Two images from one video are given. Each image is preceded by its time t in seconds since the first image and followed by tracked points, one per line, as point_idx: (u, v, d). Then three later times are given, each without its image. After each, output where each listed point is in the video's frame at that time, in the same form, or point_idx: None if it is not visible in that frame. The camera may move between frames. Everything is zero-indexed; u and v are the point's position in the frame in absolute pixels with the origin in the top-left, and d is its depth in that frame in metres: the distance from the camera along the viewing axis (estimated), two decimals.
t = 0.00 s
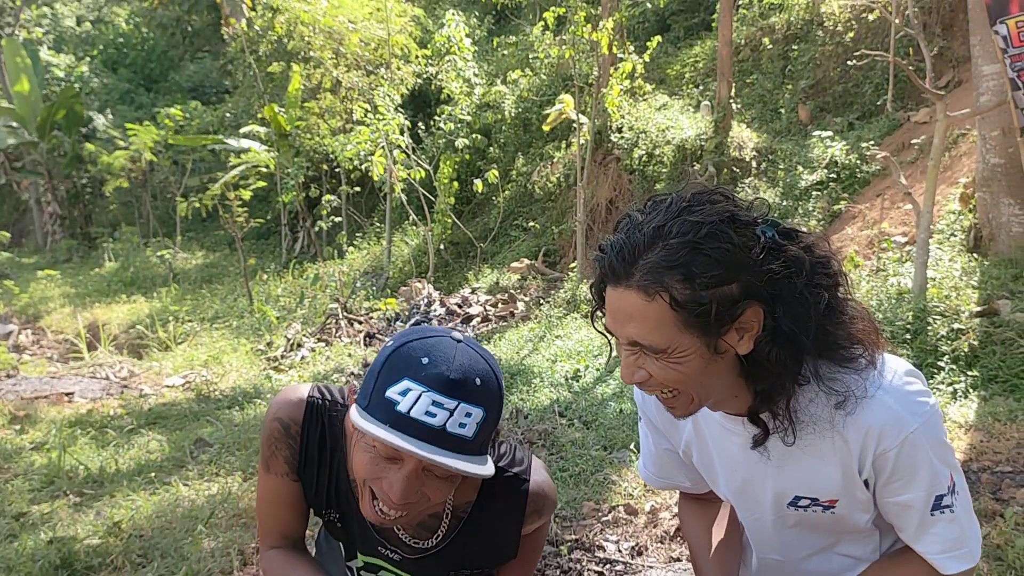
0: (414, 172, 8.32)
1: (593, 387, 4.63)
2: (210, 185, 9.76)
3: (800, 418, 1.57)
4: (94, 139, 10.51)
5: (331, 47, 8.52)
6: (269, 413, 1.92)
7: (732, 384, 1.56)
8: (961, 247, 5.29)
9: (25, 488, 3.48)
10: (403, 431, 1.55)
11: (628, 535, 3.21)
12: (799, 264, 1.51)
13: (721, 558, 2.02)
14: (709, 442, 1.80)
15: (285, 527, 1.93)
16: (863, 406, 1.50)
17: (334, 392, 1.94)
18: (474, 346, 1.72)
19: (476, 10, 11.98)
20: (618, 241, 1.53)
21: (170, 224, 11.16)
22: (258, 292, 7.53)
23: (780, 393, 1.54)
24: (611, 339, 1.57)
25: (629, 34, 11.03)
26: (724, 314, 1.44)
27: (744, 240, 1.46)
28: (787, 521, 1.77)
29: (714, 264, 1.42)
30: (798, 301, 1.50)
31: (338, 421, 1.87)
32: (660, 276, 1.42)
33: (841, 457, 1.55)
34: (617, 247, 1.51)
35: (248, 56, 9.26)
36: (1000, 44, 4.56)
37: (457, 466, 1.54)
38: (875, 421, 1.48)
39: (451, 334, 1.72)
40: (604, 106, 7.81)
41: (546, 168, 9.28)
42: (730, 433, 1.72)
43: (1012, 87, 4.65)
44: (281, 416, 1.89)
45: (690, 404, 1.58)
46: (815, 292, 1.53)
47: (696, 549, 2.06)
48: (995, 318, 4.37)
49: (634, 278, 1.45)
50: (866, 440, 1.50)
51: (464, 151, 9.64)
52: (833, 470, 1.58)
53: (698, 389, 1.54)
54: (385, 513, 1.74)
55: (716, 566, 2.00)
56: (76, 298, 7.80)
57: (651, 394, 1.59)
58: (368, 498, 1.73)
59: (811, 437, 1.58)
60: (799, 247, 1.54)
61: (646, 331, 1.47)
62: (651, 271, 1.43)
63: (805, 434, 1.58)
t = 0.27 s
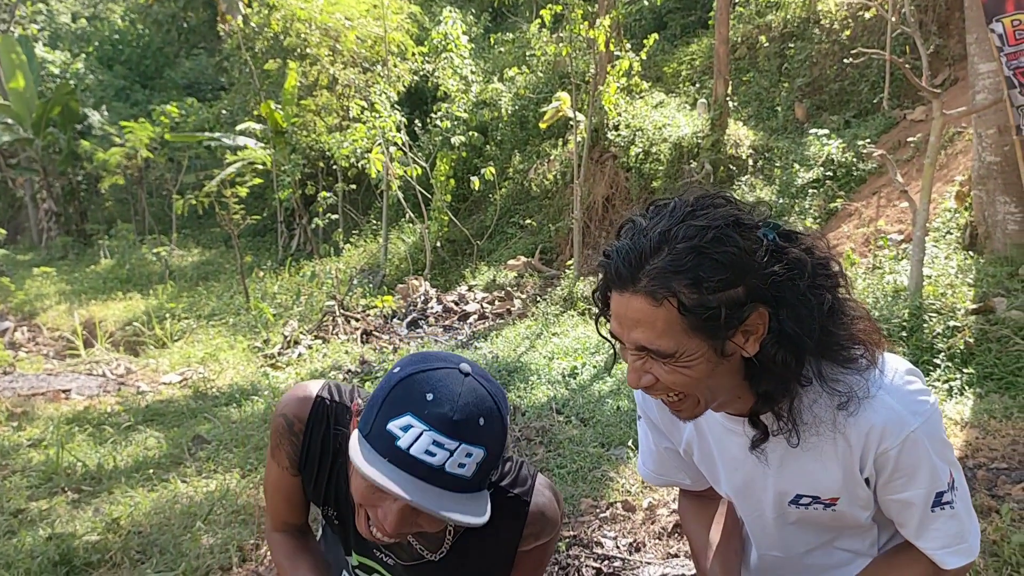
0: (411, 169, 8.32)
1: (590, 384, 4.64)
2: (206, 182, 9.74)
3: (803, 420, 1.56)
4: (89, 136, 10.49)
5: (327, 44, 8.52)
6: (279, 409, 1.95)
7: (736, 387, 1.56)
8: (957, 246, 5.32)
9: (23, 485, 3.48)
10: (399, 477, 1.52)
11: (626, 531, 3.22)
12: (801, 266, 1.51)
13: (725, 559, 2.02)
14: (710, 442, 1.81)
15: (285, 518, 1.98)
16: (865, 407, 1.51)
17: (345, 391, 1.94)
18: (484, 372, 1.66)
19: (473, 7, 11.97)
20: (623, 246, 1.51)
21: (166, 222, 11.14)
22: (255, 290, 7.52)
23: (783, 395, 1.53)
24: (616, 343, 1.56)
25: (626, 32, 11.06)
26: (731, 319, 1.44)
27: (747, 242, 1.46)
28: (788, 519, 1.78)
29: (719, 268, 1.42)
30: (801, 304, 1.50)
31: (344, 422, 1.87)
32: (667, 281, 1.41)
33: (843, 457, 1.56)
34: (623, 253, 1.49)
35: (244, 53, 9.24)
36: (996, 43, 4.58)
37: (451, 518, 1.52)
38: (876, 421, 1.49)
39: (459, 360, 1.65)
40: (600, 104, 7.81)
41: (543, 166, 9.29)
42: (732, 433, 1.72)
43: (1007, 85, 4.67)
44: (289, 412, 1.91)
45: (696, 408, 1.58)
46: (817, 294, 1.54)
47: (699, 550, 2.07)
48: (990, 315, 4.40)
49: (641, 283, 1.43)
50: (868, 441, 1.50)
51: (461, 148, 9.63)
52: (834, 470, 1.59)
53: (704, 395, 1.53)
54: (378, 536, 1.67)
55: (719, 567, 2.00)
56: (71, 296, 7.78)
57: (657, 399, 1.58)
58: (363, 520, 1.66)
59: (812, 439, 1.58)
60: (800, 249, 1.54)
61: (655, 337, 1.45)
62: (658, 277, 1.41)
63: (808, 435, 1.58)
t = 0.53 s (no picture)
0: (407, 166, 8.30)
1: (587, 380, 4.65)
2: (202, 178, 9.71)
3: (809, 416, 1.57)
4: (84, 132, 10.44)
5: (323, 40, 8.48)
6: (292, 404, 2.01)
7: (742, 386, 1.58)
8: (952, 242, 5.35)
9: (21, 481, 3.48)
10: (386, 526, 1.58)
11: (624, 526, 3.23)
12: (806, 264, 1.51)
13: (725, 556, 2.02)
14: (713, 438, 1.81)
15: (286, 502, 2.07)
16: (870, 402, 1.52)
17: (360, 392, 1.99)
18: (484, 410, 1.67)
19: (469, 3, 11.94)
20: (633, 245, 1.52)
21: (161, 218, 11.10)
22: (251, 286, 7.50)
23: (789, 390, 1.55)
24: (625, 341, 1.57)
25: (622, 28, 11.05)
26: (741, 317, 1.45)
27: (754, 239, 1.46)
28: (789, 514, 1.79)
29: (727, 266, 1.42)
30: (806, 301, 1.51)
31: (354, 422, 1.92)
32: (678, 280, 1.42)
33: (847, 452, 1.57)
34: (633, 252, 1.50)
35: (240, 49, 9.20)
36: (991, 40, 4.60)
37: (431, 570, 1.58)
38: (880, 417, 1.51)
39: (461, 399, 1.66)
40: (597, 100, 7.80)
41: (539, 163, 9.29)
42: (736, 429, 1.73)
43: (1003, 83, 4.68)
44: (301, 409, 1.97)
45: (701, 405, 1.61)
46: (822, 292, 1.54)
47: (700, 549, 2.06)
48: (986, 312, 4.43)
49: (652, 282, 1.44)
50: (872, 435, 1.52)
51: (457, 145, 9.63)
52: (837, 466, 1.60)
53: (711, 392, 1.56)
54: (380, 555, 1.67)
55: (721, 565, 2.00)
56: (67, 292, 7.76)
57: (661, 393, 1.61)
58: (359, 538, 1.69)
59: (816, 434, 1.59)
60: (805, 247, 1.55)
61: (669, 337, 1.47)
62: (669, 275, 1.42)
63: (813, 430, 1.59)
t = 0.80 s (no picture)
0: (406, 164, 8.29)
1: (585, 378, 4.65)
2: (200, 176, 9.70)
3: (811, 413, 1.58)
4: (82, 130, 10.42)
5: (321, 38, 8.45)
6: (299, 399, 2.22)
7: (746, 383, 1.58)
8: (950, 241, 5.36)
9: (20, 479, 3.48)
10: (380, 545, 1.65)
11: (623, 524, 3.23)
12: (809, 261, 1.52)
13: (724, 553, 2.02)
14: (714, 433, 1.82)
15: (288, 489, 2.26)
16: (872, 398, 1.53)
17: (363, 395, 2.18)
18: (480, 431, 1.75)
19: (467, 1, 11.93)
20: (639, 242, 1.51)
21: (159, 215, 11.08)
22: (249, 284, 7.49)
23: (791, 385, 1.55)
24: (629, 338, 1.56)
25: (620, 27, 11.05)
26: (747, 314, 1.45)
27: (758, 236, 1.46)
28: (789, 510, 1.79)
29: (733, 263, 1.42)
30: (809, 298, 1.51)
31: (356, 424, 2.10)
32: (685, 277, 1.42)
33: (847, 448, 1.58)
34: (639, 249, 1.50)
35: (238, 47, 9.19)
36: (989, 39, 4.62)
37: None
38: (882, 414, 1.51)
39: (457, 421, 1.74)
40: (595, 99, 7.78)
41: (537, 161, 9.28)
42: (738, 425, 1.73)
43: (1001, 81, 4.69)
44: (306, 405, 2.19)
45: (706, 402, 1.61)
46: (824, 288, 1.55)
47: (700, 547, 2.07)
48: (983, 310, 4.44)
49: (658, 279, 1.44)
50: (872, 431, 1.53)
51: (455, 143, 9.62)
52: (837, 461, 1.61)
53: (717, 388, 1.56)
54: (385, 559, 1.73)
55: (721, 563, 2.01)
56: (65, 290, 7.75)
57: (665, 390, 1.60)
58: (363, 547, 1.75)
59: (817, 431, 1.60)
60: (806, 245, 1.55)
61: (677, 333, 1.46)
62: (676, 272, 1.42)
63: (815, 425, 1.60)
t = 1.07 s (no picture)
0: (402, 159, 8.28)
1: (583, 373, 4.67)
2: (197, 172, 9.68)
3: (812, 404, 1.61)
4: (77, 126, 10.38)
5: (318, 33, 8.41)
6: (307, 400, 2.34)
7: (752, 373, 1.61)
8: (946, 236, 5.38)
9: (20, 474, 3.49)
10: None
11: (621, 518, 3.24)
12: (813, 253, 1.53)
13: (721, 544, 2.02)
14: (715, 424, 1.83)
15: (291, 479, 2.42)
16: (873, 389, 1.55)
17: (369, 398, 2.28)
18: (470, 461, 1.77)
19: None
20: (649, 234, 1.53)
21: (155, 211, 11.06)
22: (246, 280, 7.48)
23: (795, 373, 1.58)
24: (638, 329, 1.58)
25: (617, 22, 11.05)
26: (756, 304, 1.47)
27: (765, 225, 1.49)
28: (788, 500, 1.81)
29: (742, 253, 1.45)
30: (814, 289, 1.52)
31: (360, 428, 2.21)
32: (696, 267, 1.45)
33: (847, 438, 1.60)
34: (651, 240, 1.52)
35: (234, 42, 9.17)
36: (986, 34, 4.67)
37: None
38: (882, 404, 1.54)
39: (448, 452, 1.76)
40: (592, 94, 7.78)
41: (534, 157, 9.28)
42: (739, 417, 1.75)
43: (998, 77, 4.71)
44: (314, 407, 2.30)
45: (712, 393, 1.62)
46: (828, 280, 1.56)
47: (697, 538, 2.06)
48: (980, 305, 4.47)
49: (670, 269, 1.47)
50: (873, 421, 1.55)
51: (452, 138, 9.61)
52: (837, 451, 1.63)
53: (723, 378, 1.58)
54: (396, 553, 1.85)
55: (718, 555, 2.01)
56: (62, 286, 7.74)
57: (671, 382, 1.62)
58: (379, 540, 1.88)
59: (818, 420, 1.62)
60: (808, 238, 1.56)
61: (687, 322, 1.48)
62: (687, 262, 1.45)
63: (817, 416, 1.62)
